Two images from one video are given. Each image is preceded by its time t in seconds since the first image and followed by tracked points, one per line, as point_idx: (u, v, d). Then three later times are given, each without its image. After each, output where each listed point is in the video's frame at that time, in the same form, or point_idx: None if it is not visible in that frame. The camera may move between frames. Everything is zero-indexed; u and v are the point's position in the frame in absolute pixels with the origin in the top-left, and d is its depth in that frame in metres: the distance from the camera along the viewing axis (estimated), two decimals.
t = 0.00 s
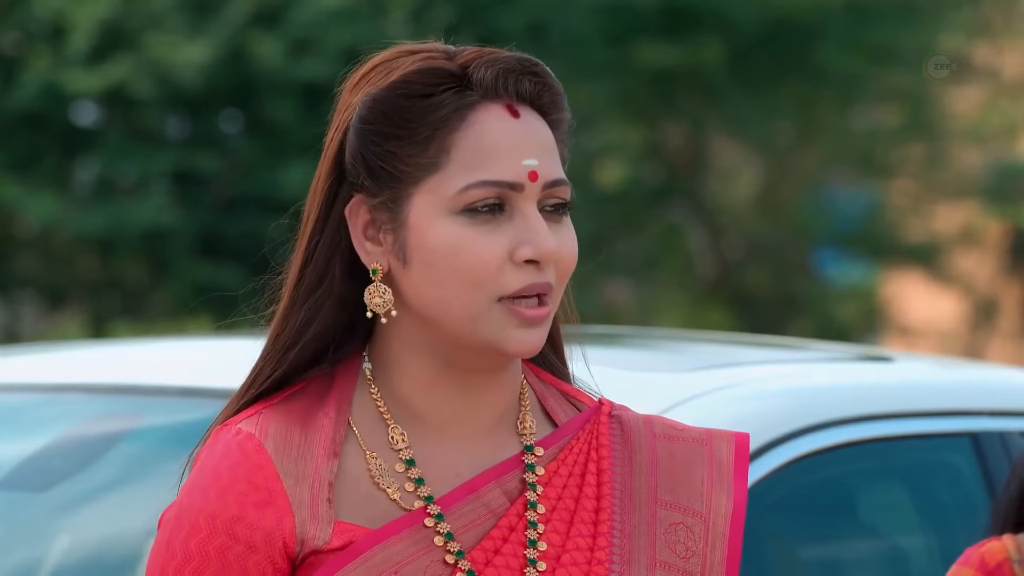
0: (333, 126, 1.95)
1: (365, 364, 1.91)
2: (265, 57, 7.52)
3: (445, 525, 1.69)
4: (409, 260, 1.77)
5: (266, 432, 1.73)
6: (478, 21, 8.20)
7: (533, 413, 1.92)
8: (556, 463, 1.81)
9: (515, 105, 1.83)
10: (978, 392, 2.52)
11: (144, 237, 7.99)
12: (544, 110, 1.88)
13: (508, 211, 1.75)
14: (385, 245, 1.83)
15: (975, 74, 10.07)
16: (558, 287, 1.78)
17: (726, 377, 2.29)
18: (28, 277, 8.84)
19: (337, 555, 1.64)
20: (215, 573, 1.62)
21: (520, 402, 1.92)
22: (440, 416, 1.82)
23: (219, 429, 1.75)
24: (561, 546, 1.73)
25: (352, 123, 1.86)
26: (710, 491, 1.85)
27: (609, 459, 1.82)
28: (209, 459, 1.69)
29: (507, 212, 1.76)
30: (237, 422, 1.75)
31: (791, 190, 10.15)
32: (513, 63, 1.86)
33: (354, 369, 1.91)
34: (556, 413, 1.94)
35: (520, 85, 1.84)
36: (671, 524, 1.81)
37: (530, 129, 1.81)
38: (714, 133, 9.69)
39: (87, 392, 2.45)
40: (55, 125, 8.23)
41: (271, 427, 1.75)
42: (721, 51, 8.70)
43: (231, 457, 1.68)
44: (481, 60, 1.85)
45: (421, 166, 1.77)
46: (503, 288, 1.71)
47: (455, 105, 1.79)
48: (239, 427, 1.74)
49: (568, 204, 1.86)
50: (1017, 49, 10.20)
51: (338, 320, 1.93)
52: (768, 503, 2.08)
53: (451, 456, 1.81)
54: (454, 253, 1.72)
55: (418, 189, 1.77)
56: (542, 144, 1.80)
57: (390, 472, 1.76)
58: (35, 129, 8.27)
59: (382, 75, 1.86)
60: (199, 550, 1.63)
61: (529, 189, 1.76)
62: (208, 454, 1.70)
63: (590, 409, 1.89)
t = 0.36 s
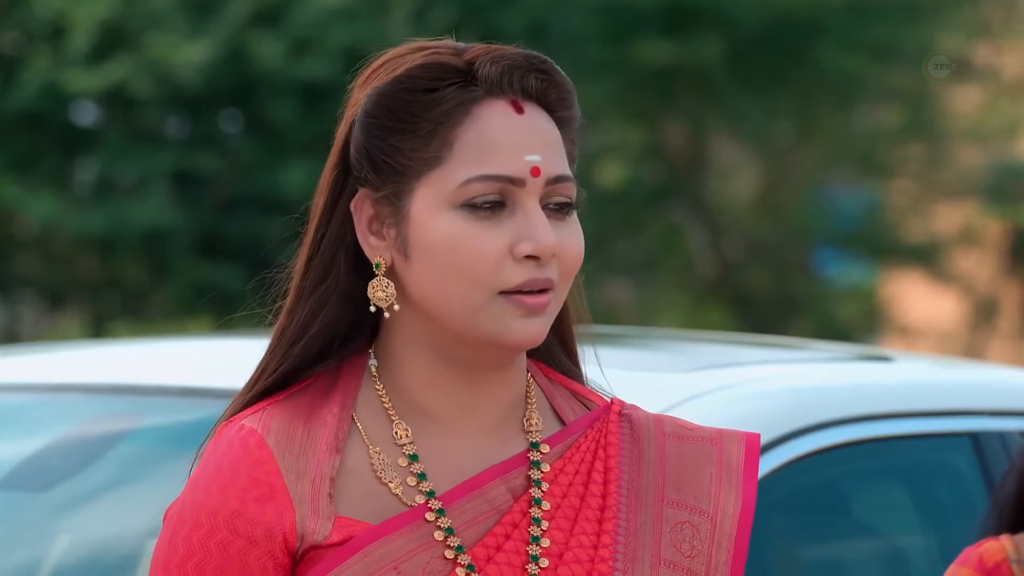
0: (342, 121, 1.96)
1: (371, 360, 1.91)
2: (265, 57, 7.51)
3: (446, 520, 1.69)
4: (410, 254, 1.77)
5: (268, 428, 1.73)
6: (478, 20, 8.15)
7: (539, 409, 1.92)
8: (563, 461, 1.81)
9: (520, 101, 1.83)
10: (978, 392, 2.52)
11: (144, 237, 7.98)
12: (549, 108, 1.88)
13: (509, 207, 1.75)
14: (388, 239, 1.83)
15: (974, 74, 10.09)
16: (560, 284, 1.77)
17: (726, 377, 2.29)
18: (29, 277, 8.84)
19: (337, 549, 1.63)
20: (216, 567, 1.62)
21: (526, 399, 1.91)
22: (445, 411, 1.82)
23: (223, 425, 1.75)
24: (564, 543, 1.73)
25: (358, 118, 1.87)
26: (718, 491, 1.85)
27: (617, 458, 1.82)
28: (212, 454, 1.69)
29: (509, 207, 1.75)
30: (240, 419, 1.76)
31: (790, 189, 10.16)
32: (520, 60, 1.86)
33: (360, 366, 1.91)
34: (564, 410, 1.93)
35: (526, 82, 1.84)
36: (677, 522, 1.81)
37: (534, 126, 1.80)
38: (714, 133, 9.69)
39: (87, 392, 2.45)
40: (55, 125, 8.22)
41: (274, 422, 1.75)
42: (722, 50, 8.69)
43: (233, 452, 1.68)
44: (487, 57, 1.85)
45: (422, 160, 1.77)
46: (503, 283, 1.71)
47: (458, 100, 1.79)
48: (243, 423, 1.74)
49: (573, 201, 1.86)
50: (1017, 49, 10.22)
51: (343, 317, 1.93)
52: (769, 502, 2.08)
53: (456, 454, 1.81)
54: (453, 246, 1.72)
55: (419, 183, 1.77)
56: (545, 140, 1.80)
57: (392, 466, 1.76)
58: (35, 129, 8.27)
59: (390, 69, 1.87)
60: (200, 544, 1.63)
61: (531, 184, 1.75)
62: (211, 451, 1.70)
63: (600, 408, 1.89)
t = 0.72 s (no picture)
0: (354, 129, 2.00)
1: (394, 353, 1.91)
2: (266, 57, 7.50)
3: (463, 508, 1.68)
4: (398, 256, 1.79)
5: (289, 414, 1.73)
6: (478, 22, 8.06)
7: (562, 406, 1.91)
8: (584, 457, 1.80)
9: (506, 100, 1.80)
10: (977, 392, 2.52)
11: (144, 237, 7.98)
12: (546, 103, 1.83)
13: (489, 207, 1.74)
14: (385, 241, 1.85)
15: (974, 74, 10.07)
16: (548, 284, 1.74)
17: (729, 377, 2.29)
18: (29, 278, 8.85)
19: (352, 536, 1.63)
20: (233, 550, 1.61)
21: (550, 396, 1.91)
22: (460, 406, 1.81)
23: (245, 412, 1.75)
24: (582, 539, 1.72)
25: (357, 123, 1.90)
26: (739, 492, 1.84)
27: (639, 457, 1.81)
28: (232, 439, 1.69)
29: (488, 207, 1.74)
30: (262, 406, 1.75)
31: (790, 189, 10.16)
32: (511, 58, 1.83)
33: (382, 360, 1.90)
34: (588, 408, 1.93)
35: (513, 80, 1.81)
36: (696, 522, 1.81)
37: (517, 125, 1.78)
38: (714, 133, 9.69)
39: (87, 392, 2.45)
40: (55, 125, 8.22)
41: (295, 409, 1.75)
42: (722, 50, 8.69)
43: (253, 437, 1.68)
44: (476, 56, 1.82)
45: (406, 163, 1.79)
46: (480, 283, 1.70)
47: (439, 102, 1.78)
48: (264, 410, 1.74)
49: (571, 200, 1.81)
50: (1017, 49, 10.22)
51: (359, 316, 1.95)
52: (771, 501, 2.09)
53: (476, 445, 1.80)
54: (430, 248, 1.72)
55: (405, 185, 1.78)
56: (528, 139, 1.78)
57: (412, 453, 1.76)
58: (35, 129, 8.27)
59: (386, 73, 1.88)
60: (219, 527, 1.62)
61: (507, 184, 1.74)
62: (231, 436, 1.70)
63: (624, 408, 1.89)
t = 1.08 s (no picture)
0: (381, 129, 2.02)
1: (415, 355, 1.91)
2: (266, 57, 7.49)
3: (485, 507, 1.69)
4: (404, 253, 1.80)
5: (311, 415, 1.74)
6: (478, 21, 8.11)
7: (586, 414, 1.92)
8: (606, 461, 1.80)
9: (512, 98, 1.80)
10: (977, 392, 2.52)
11: (143, 237, 7.98)
12: (553, 102, 1.81)
13: (488, 203, 1.74)
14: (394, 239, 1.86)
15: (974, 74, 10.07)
16: (551, 283, 1.73)
17: (729, 377, 2.30)
18: (29, 278, 8.84)
19: (371, 536, 1.63)
20: (252, 551, 1.61)
21: (573, 402, 1.93)
22: (479, 408, 1.83)
23: (267, 414, 1.76)
24: (602, 541, 1.72)
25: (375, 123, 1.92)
26: (761, 497, 1.85)
27: (661, 462, 1.82)
28: (253, 440, 1.70)
29: (489, 203, 1.74)
30: (284, 408, 1.76)
31: (790, 189, 10.17)
32: (518, 56, 1.82)
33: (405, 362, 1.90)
34: (612, 415, 1.94)
35: (518, 77, 1.80)
36: (718, 525, 1.81)
37: (520, 122, 1.78)
38: (714, 133, 9.69)
39: (87, 392, 2.44)
40: (55, 125, 8.22)
41: (316, 410, 1.75)
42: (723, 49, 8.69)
43: (274, 438, 1.69)
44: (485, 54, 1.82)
45: (411, 161, 1.80)
46: (474, 279, 1.70)
47: (443, 99, 1.79)
48: (286, 411, 1.74)
49: (578, 198, 1.79)
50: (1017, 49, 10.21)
51: (384, 313, 1.96)
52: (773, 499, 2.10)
53: (495, 445, 1.81)
54: (430, 242, 1.73)
55: (410, 182, 1.80)
56: (530, 136, 1.77)
57: (433, 455, 1.76)
58: (34, 129, 8.26)
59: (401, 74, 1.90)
60: (238, 527, 1.62)
61: (504, 179, 1.73)
62: (252, 437, 1.70)
63: (648, 415, 1.90)
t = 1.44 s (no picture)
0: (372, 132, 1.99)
1: (413, 356, 1.91)
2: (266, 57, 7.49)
3: (486, 510, 1.68)
4: (436, 259, 1.78)
5: (309, 417, 1.74)
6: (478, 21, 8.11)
7: (581, 411, 1.92)
8: (602, 461, 1.80)
9: (540, 101, 1.82)
10: (977, 392, 2.52)
11: (143, 237, 7.98)
12: (574, 104, 1.86)
13: (530, 207, 1.75)
14: (417, 245, 1.84)
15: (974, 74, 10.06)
16: (590, 284, 1.76)
17: (728, 377, 2.30)
18: (28, 277, 8.84)
19: (373, 538, 1.63)
20: (253, 553, 1.63)
21: (568, 399, 1.92)
22: (482, 410, 1.82)
23: (265, 415, 1.76)
24: (601, 541, 1.72)
25: (382, 127, 1.89)
26: (755, 496, 1.85)
27: (656, 462, 1.82)
28: (253, 442, 1.71)
29: (530, 208, 1.75)
30: (282, 408, 1.77)
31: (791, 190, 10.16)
32: (538, 59, 1.85)
33: (402, 364, 1.90)
34: (605, 413, 1.94)
35: (544, 80, 1.83)
36: (714, 525, 1.81)
37: (553, 125, 1.80)
38: (714, 133, 9.70)
39: (87, 392, 2.45)
40: (54, 125, 8.22)
41: (315, 412, 1.76)
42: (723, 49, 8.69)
43: (274, 439, 1.70)
44: (506, 58, 1.84)
45: (443, 166, 1.78)
46: (528, 285, 1.70)
47: (475, 104, 1.78)
48: (284, 412, 1.75)
49: (601, 198, 1.84)
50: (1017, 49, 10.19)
51: (381, 318, 1.94)
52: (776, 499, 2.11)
53: (493, 447, 1.80)
54: (475, 249, 1.72)
55: (441, 188, 1.78)
56: (564, 139, 1.79)
57: (433, 457, 1.76)
58: (35, 130, 8.26)
59: (409, 77, 1.88)
60: (239, 528, 1.64)
61: (550, 183, 1.75)
62: (252, 439, 1.71)
63: (641, 413, 1.89)
